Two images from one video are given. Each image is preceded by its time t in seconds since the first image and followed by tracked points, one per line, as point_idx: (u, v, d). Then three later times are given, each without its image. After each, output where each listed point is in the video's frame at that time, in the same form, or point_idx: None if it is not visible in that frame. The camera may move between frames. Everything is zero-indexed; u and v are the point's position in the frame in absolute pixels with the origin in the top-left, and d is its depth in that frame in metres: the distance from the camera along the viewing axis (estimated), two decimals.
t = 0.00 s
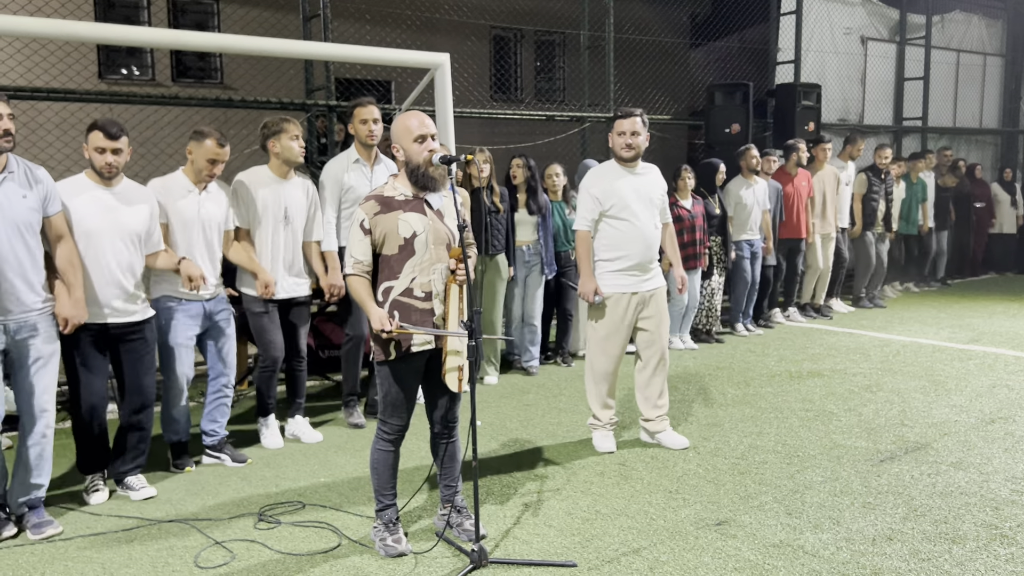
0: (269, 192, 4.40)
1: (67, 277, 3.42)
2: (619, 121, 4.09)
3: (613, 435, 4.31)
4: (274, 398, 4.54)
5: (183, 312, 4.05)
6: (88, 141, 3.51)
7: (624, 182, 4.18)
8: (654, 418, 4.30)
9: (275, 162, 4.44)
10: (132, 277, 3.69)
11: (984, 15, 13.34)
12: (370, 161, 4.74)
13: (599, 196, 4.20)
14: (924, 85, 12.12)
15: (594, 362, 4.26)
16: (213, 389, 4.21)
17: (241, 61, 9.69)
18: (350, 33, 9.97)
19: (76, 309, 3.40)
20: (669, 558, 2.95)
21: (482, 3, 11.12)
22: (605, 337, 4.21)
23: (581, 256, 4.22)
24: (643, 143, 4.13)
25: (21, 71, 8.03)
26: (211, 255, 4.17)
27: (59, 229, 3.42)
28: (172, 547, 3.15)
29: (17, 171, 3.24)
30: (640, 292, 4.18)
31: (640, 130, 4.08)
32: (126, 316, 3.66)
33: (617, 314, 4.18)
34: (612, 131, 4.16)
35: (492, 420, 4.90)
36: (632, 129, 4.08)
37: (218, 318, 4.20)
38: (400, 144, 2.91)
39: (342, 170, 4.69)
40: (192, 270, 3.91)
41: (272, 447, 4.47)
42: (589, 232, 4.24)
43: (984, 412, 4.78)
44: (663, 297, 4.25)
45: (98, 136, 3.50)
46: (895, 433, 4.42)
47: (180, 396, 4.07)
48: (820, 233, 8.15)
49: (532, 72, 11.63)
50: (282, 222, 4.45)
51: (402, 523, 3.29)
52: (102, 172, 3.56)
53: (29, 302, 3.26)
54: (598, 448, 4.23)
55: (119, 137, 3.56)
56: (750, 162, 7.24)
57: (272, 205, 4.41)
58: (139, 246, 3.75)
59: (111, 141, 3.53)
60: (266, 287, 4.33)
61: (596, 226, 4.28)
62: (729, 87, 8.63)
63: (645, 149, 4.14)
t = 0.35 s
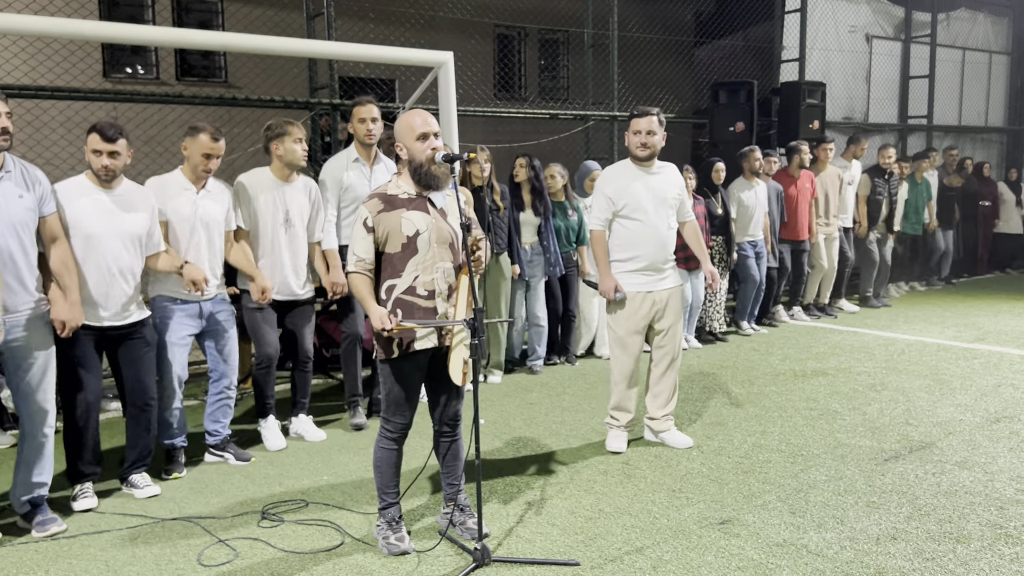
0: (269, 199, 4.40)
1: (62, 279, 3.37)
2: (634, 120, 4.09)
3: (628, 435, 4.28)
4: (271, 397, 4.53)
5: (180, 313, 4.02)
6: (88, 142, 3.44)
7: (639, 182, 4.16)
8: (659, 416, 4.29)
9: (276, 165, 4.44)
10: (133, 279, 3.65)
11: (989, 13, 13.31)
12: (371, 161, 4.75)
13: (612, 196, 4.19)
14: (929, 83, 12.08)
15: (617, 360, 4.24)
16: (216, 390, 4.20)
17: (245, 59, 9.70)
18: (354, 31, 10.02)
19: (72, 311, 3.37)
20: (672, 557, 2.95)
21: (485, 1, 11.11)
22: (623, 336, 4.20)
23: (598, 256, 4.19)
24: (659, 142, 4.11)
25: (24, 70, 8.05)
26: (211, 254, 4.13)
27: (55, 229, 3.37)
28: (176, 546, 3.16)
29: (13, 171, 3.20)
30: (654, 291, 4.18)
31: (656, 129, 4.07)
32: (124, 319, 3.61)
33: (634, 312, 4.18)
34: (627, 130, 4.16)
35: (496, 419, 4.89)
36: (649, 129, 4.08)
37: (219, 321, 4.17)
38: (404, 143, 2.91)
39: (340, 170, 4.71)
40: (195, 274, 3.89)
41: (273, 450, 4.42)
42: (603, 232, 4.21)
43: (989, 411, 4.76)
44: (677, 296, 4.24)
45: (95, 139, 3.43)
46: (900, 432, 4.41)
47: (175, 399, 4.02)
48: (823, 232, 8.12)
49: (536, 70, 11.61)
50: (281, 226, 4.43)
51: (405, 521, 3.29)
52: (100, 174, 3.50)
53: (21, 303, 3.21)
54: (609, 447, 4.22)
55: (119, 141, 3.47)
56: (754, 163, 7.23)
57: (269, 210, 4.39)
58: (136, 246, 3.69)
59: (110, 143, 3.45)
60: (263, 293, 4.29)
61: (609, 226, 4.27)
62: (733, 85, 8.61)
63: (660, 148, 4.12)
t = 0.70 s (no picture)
0: (263, 187, 4.36)
1: (35, 277, 3.31)
2: (627, 117, 4.05)
3: (619, 435, 4.30)
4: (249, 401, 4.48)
5: (154, 314, 3.92)
6: (60, 134, 3.42)
7: (630, 180, 4.15)
8: (663, 415, 4.28)
9: (266, 158, 4.38)
10: (101, 276, 3.60)
11: (997, 10, 13.26)
12: (354, 162, 4.74)
13: (603, 193, 4.18)
14: (937, 81, 12.04)
15: (599, 362, 4.24)
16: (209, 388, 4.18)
17: (251, 58, 9.72)
18: (359, 30, 10.06)
19: (45, 309, 3.30)
20: (677, 556, 2.94)
21: None
22: (609, 334, 4.18)
23: (587, 252, 4.22)
24: (650, 140, 4.10)
25: (32, 69, 8.10)
26: (192, 252, 4.05)
27: (29, 227, 3.32)
28: (181, 543, 3.16)
29: None
30: (643, 291, 4.17)
31: (648, 126, 4.05)
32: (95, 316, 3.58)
33: (621, 312, 4.17)
34: (620, 126, 4.13)
35: (500, 417, 4.89)
36: (641, 126, 4.05)
37: (199, 319, 4.08)
38: (408, 141, 2.90)
39: (323, 166, 4.62)
40: (152, 269, 3.70)
41: (256, 448, 4.38)
42: (593, 229, 4.22)
43: (996, 411, 4.74)
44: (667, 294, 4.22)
45: (69, 129, 3.40)
46: (906, 431, 4.39)
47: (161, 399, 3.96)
48: (816, 229, 8.10)
49: (542, 68, 11.61)
50: (271, 221, 4.39)
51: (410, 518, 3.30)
52: (74, 164, 3.48)
53: None
54: (603, 448, 4.21)
55: (91, 130, 3.46)
56: (749, 159, 7.20)
57: (262, 201, 4.35)
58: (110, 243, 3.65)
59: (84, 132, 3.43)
60: (239, 286, 4.24)
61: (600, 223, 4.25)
62: (739, 83, 8.60)
63: (652, 146, 4.11)
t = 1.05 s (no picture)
0: (252, 193, 4.37)
1: (34, 279, 3.34)
2: (624, 118, 4.07)
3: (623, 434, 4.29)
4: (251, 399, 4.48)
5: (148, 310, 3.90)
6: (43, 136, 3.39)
7: (628, 179, 4.14)
8: (646, 412, 4.34)
9: (258, 164, 4.39)
10: (95, 275, 3.61)
11: (1004, 9, 13.21)
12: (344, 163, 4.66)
13: (602, 193, 4.17)
14: (943, 80, 12.00)
15: (605, 360, 4.23)
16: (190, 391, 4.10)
17: (256, 57, 9.73)
18: (364, 28, 10.06)
19: (45, 311, 3.34)
20: (682, 555, 2.94)
21: None
22: (613, 334, 4.19)
23: (581, 255, 4.21)
24: (648, 140, 4.09)
25: (38, 68, 8.13)
26: (189, 251, 4.03)
27: (26, 229, 3.33)
28: (186, 541, 3.17)
29: None
30: (643, 290, 4.16)
31: (645, 126, 4.06)
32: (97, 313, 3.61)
33: (620, 313, 4.16)
34: (616, 127, 4.14)
35: (505, 416, 4.89)
36: (638, 126, 4.06)
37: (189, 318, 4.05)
38: (412, 140, 2.90)
39: (312, 168, 4.54)
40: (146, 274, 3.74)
41: (256, 447, 4.40)
42: (590, 229, 4.22)
43: (1002, 411, 4.72)
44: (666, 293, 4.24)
45: (53, 131, 3.38)
46: (912, 431, 4.38)
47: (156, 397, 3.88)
48: (817, 231, 8.07)
49: (547, 67, 11.60)
50: (264, 226, 4.40)
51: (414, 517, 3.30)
52: (59, 166, 3.45)
53: None
54: (609, 447, 4.20)
55: (74, 131, 3.44)
56: (749, 160, 7.16)
57: (252, 205, 4.36)
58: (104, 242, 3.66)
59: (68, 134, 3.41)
60: (238, 290, 4.18)
61: (598, 223, 4.25)
62: (744, 82, 8.58)
63: (649, 145, 4.11)
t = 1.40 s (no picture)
0: (233, 186, 4.30)
1: (12, 276, 3.27)
2: (618, 116, 4.05)
3: (620, 434, 4.28)
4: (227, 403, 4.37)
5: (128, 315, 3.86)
6: (22, 128, 3.36)
7: (623, 178, 4.14)
8: (647, 412, 4.34)
9: (237, 156, 4.33)
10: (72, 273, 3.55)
11: (1010, 7, 13.16)
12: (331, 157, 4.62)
13: (597, 191, 4.16)
14: (949, 78, 11.97)
15: (600, 360, 4.22)
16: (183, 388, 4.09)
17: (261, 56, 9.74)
18: (369, 27, 10.07)
19: (24, 308, 3.27)
20: (686, 555, 2.93)
21: None
22: (608, 333, 4.18)
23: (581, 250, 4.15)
24: (642, 138, 4.09)
25: (44, 67, 8.15)
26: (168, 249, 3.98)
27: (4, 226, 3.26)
28: (190, 539, 3.17)
29: None
30: (639, 289, 4.17)
31: (639, 125, 4.05)
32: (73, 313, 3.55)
33: (617, 310, 4.16)
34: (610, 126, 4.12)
35: (509, 415, 4.88)
36: (632, 125, 4.05)
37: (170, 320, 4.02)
38: (417, 140, 2.90)
39: (299, 162, 4.52)
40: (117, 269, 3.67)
41: (235, 452, 4.29)
42: (587, 228, 4.19)
43: (1008, 410, 4.71)
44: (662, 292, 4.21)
45: (37, 122, 3.35)
46: (917, 430, 4.36)
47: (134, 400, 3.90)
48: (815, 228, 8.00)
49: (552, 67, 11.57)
50: (245, 219, 4.34)
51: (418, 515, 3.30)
52: (41, 157, 3.42)
53: None
54: (606, 447, 4.18)
55: (54, 123, 3.41)
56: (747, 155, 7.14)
57: (235, 199, 4.30)
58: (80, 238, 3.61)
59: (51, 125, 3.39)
60: (212, 291, 4.16)
61: (593, 221, 4.24)
62: (750, 81, 8.56)
63: (644, 144, 4.10)
